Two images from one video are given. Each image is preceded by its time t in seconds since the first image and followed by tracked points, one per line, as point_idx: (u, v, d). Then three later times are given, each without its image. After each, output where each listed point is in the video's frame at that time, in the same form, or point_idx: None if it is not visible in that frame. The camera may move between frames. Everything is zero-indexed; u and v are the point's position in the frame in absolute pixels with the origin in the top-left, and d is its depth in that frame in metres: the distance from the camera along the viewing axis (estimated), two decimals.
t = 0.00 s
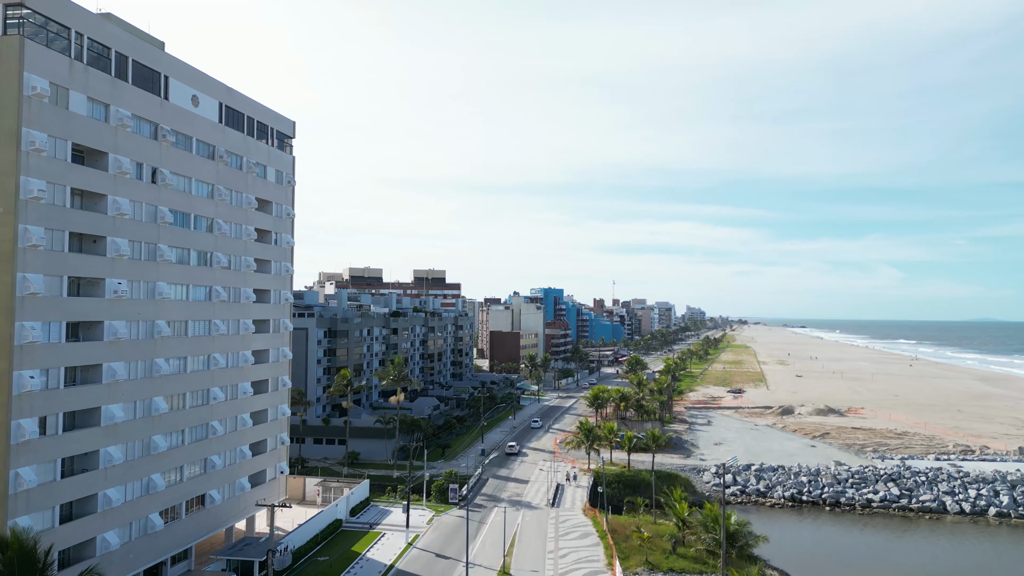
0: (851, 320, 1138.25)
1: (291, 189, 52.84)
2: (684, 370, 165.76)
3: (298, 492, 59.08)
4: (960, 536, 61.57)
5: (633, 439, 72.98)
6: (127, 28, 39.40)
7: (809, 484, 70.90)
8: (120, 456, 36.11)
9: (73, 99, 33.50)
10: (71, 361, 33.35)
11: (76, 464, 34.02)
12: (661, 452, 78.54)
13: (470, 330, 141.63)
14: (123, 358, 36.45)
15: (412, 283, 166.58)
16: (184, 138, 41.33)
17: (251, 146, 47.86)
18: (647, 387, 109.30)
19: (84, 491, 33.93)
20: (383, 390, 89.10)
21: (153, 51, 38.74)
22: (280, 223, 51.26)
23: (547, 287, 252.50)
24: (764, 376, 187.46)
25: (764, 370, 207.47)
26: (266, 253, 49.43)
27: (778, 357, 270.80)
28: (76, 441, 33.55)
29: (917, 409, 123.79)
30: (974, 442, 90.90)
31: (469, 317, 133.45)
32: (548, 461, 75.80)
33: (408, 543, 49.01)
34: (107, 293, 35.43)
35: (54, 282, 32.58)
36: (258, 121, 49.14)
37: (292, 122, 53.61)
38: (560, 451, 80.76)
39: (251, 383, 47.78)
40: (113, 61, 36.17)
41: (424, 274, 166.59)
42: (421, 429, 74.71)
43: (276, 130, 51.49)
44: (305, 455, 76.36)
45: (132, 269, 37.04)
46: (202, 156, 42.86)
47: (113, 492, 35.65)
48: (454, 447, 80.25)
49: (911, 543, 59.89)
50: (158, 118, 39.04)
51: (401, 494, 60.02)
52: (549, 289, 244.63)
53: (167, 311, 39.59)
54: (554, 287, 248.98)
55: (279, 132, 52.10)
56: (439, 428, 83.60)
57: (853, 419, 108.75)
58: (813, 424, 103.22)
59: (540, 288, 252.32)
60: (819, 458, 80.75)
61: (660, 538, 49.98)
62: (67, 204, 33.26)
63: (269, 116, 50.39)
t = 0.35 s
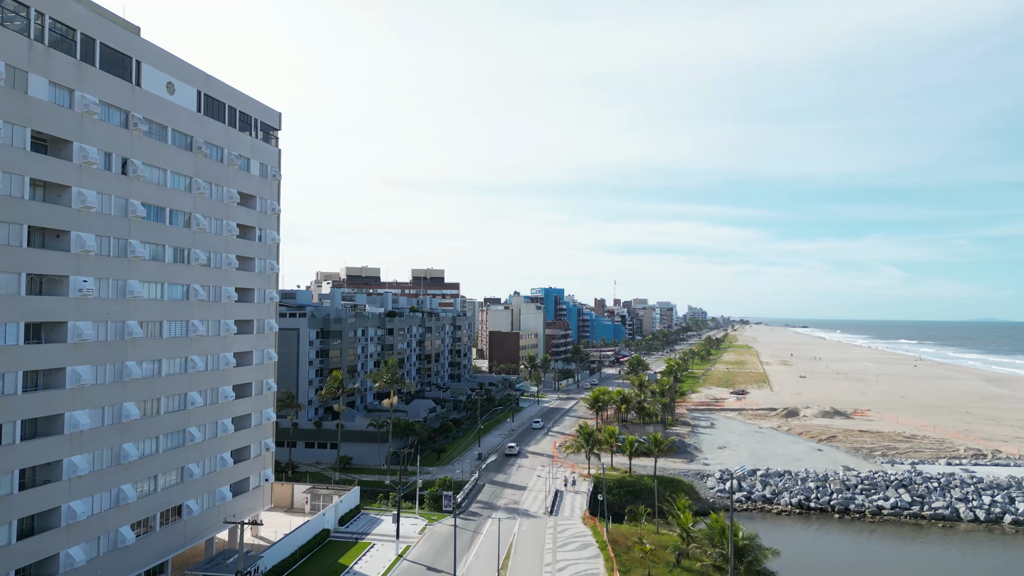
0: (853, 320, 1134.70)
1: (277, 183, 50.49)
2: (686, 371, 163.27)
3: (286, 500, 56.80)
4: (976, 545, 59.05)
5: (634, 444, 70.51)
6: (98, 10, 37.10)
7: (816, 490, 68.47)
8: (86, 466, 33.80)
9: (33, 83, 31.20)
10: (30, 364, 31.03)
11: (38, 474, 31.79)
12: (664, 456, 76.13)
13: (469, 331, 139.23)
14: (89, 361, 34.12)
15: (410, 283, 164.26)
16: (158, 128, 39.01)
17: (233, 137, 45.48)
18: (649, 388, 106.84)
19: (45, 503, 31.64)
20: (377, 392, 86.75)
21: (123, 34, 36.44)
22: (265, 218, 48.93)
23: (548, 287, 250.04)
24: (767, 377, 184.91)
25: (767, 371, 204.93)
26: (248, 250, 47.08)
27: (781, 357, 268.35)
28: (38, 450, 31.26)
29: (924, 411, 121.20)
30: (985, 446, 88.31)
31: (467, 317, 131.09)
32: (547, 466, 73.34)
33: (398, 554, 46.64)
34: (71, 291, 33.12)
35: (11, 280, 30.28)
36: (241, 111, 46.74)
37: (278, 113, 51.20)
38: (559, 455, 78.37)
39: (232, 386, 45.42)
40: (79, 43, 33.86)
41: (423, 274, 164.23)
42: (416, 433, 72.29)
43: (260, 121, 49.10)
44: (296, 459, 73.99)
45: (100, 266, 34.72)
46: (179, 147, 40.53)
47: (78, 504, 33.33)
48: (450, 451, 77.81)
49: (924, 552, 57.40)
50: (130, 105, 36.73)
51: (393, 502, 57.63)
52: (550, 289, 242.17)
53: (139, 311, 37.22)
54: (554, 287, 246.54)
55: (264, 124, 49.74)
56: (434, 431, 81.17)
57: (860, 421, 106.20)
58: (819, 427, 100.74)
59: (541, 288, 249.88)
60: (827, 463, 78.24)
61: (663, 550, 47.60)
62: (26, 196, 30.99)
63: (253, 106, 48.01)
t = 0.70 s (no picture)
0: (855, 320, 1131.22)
1: (261, 177, 48.11)
2: (688, 372, 160.67)
3: (272, 509, 54.42)
4: (993, 555, 56.43)
5: (636, 449, 68.05)
6: None
7: (825, 497, 65.94)
8: (47, 477, 31.40)
9: None
10: None
11: None
12: (667, 461, 73.63)
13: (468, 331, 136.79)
14: (50, 365, 31.72)
15: (408, 282, 161.92)
16: (129, 116, 36.62)
17: (212, 128, 43.07)
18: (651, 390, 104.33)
19: None
20: (371, 395, 84.34)
21: (89, 15, 34.06)
22: (247, 214, 46.53)
23: (548, 287, 247.64)
24: (771, 377, 182.40)
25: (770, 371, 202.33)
26: (229, 247, 44.68)
27: (783, 357, 265.71)
28: None
29: (932, 413, 118.53)
30: (998, 450, 85.62)
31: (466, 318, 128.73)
32: (546, 472, 70.87)
33: (387, 568, 44.17)
34: (29, 290, 30.70)
35: None
36: (221, 101, 44.30)
37: (262, 103, 48.79)
38: (558, 460, 75.91)
39: (212, 391, 42.99)
40: (39, 23, 31.46)
41: (421, 273, 161.81)
42: (410, 438, 69.89)
43: (243, 111, 46.70)
44: (286, 465, 71.59)
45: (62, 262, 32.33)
46: (152, 137, 38.14)
47: (37, 519, 30.93)
48: (445, 455, 75.39)
49: (940, 563, 54.81)
50: (96, 91, 34.34)
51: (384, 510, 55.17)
52: (550, 289, 239.80)
53: (107, 311, 34.82)
54: (555, 287, 244.15)
55: (247, 114, 47.33)
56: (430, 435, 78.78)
57: (867, 424, 103.58)
58: (826, 430, 98.19)
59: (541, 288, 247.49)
60: (835, 468, 75.68)
61: (667, 564, 45.08)
62: None
63: (234, 95, 45.57)
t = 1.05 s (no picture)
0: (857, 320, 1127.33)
1: (243, 170, 45.68)
2: (690, 373, 158.10)
3: (257, 518, 51.97)
4: (1012, 566, 53.86)
5: (638, 454, 65.56)
6: None
7: (834, 504, 63.46)
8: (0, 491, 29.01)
9: None
10: None
11: None
12: (669, 466, 71.19)
13: (466, 331, 134.33)
14: (4, 370, 29.32)
15: (406, 282, 159.49)
16: (94, 102, 34.19)
17: (188, 117, 40.67)
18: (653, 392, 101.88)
19: None
20: (365, 397, 81.93)
21: None
22: (227, 209, 44.14)
23: (549, 287, 245.06)
24: (774, 378, 179.80)
25: (773, 372, 199.65)
26: (208, 243, 42.28)
27: (786, 358, 262.85)
28: None
29: (940, 415, 115.90)
30: (1011, 454, 82.96)
31: (463, 318, 126.33)
32: (544, 477, 68.40)
33: None
34: None
35: None
36: (198, 88, 41.88)
37: (244, 92, 46.39)
38: (557, 465, 73.51)
39: (188, 396, 40.57)
40: None
41: (419, 272, 159.33)
42: (403, 442, 67.49)
43: (222, 99, 44.26)
44: (276, 470, 69.23)
45: (18, 258, 29.94)
46: (120, 125, 35.70)
47: None
48: (441, 460, 72.97)
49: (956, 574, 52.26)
50: (58, 74, 31.94)
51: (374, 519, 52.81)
52: (551, 289, 237.30)
53: (69, 311, 32.41)
54: (556, 287, 241.66)
55: (227, 103, 44.90)
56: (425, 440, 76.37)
57: (875, 427, 100.99)
58: (832, 433, 95.60)
59: (541, 287, 244.93)
60: (843, 473, 73.17)
61: None
62: None
63: (213, 82, 43.15)
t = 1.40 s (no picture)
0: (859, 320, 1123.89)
1: (222, 162, 43.22)
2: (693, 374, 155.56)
3: (240, 528, 49.57)
4: None
5: (640, 459, 63.09)
6: None
7: (844, 512, 60.93)
8: None
9: None
10: None
11: None
12: (672, 472, 68.74)
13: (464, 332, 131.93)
14: None
15: (403, 281, 157.09)
16: (54, 85, 31.76)
17: (161, 104, 38.27)
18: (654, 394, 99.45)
19: None
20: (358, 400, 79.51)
21: None
22: (205, 202, 41.69)
23: (550, 286, 242.76)
24: (778, 379, 177.12)
25: (777, 373, 197.01)
26: (183, 239, 39.85)
27: (789, 358, 260.28)
28: None
29: (949, 418, 113.25)
30: None
31: (462, 318, 123.91)
32: (542, 483, 65.95)
33: None
34: None
35: None
36: (172, 75, 39.47)
37: (224, 80, 43.98)
38: (556, 470, 71.05)
39: (160, 402, 38.16)
40: None
41: (418, 272, 156.92)
42: (396, 447, 65.13)
43: (200, 87, 41.85)
44: (264, 475, 66.89)
45: None
46: (84, 111, 33.27)
47: None
48: (435, 465, 70.65)
49: None
50: (12, 55, 29.52)
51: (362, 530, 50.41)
52: (552, 288, 234.81)
53: (24, 310, 30.00)
54: (556, 286, 239.39)
55: (206, 91, 42.48)
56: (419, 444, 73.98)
57: (883, 430, 98.39)
58: (839, 436, 93.07)
59: (542, 287, 242.58)
60: (853, 479, 70.63)
61: None
62: None
63: (189, 68, 40.72)
